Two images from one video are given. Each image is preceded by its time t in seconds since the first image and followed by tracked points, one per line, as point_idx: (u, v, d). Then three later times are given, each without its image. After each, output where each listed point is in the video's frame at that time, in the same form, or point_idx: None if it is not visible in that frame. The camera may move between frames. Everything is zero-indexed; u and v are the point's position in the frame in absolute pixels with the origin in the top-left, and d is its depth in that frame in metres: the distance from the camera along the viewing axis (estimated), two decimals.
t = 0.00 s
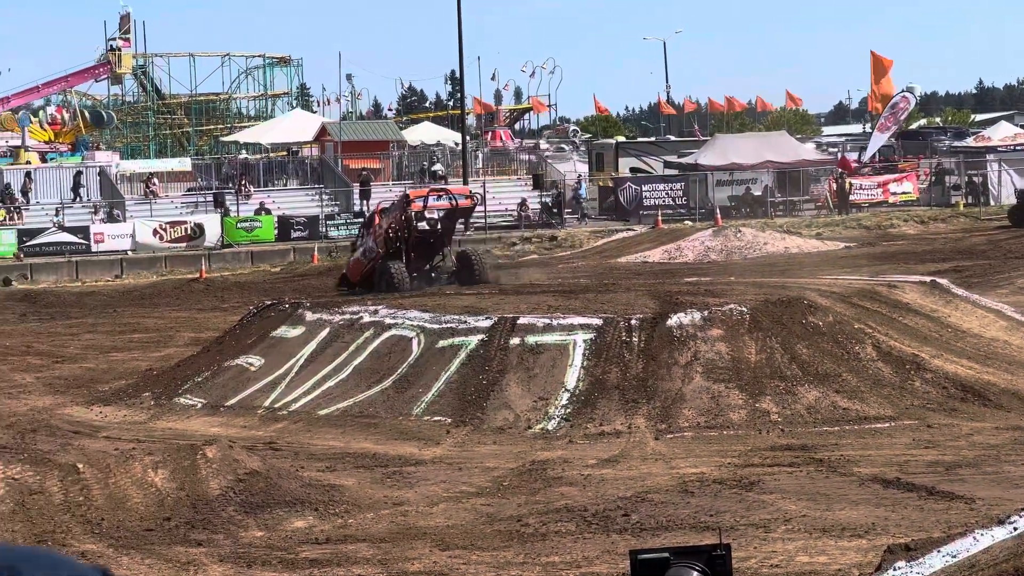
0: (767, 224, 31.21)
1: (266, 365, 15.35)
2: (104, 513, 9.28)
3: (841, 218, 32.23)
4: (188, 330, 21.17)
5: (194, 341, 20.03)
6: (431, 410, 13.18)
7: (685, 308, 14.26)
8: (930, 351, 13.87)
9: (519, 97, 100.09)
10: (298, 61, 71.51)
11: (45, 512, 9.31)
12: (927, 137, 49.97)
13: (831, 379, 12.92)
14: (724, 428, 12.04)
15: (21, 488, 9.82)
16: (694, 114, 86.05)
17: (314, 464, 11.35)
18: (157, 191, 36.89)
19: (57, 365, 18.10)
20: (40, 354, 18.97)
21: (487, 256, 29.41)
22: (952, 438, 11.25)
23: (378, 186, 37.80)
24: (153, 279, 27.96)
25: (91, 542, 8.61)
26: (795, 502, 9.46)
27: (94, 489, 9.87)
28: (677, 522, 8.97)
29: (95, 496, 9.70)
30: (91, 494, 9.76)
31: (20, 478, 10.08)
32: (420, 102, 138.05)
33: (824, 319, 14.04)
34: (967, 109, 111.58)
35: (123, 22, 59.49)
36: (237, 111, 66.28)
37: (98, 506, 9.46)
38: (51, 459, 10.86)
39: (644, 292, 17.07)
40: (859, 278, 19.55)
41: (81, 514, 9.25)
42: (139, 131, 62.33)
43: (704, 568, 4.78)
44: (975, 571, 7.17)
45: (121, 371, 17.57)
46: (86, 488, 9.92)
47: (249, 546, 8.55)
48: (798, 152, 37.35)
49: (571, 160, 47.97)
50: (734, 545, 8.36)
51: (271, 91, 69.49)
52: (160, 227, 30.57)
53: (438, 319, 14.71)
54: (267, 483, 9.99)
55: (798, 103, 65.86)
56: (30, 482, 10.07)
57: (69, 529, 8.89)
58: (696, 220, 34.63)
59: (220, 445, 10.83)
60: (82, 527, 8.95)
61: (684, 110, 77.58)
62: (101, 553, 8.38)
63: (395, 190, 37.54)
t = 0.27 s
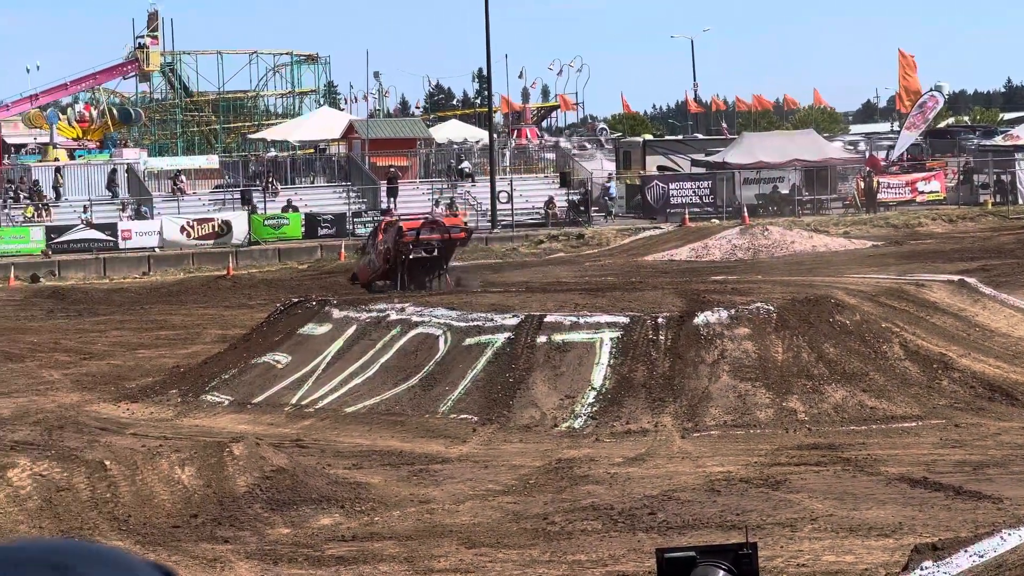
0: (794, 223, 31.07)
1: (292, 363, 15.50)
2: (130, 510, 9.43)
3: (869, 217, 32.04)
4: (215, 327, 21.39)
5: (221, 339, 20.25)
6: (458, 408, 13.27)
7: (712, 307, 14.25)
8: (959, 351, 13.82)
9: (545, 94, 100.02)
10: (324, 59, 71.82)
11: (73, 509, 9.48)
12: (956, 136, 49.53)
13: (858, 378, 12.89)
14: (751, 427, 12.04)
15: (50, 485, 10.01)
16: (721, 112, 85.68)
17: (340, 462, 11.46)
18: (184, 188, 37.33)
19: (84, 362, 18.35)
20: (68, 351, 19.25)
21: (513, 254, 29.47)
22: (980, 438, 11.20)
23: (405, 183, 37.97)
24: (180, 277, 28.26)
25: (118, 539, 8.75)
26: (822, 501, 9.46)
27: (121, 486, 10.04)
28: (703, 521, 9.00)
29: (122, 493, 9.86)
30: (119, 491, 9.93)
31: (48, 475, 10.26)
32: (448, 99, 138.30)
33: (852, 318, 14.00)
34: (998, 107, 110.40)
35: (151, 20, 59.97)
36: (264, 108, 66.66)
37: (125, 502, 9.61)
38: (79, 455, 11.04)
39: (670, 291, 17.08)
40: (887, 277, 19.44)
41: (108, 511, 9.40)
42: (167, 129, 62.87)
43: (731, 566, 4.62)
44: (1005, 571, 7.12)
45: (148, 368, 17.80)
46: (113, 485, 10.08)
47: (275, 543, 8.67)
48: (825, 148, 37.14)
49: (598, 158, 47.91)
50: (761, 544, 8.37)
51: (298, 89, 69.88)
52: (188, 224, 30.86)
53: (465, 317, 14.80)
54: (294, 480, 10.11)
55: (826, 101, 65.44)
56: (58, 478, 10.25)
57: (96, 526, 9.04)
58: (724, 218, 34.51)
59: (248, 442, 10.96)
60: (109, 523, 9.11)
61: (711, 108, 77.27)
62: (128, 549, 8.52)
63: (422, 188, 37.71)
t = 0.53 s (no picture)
0: (812, 221, 31.00)
1: (311, 360, 15.62)
2: (149, 507, 9.55)
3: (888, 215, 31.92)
4: (233, 325, 21.55)
5: (238, 336, 20.41)
6: (476, 406, 13.35)
7: (730, 305, 14.26)
8: (978, 349, 13.80)
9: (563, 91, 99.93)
10: (343, 56, 72.01)
11: (91, 505, 9.61)
12: (976, 134, 49.29)
13: (877, 377, 12.88)
14: (769, 425, 12.06)
15: (68, 481, 10.15)
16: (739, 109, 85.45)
17: (359, 459, 11.56)
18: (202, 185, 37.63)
19: (103, 358, 18.54)
20: (87, 348, 19.44)
21: (530, 252, 29.53)
22: (999, 437, 11.18)
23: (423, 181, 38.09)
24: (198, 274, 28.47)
25: (137, 535, 8.87)
26: (840, 500, 9.48)
27: (139, 483, 10.17)
28: (720, 519, 9.03)
29: (141, 490, 10.00)
30: (137, 488, 10.06)
31: (67, 472, 10.41)
32: (466, 96, 138.40)
33: (871, 317, 13.98)
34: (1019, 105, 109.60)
35: (171, 17, 60.29)
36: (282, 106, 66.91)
37: (143, 500, 9.74)
38: (97, 452, 11.19)
39: (688, 289, 17.10)
40: (905, 276, 19.38)
41: (126, 508, 9.53)
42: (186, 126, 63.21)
43: (750, 564, 4.64)
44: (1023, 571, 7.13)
45: (166, 365, 17.97)
46: (131, 482, 10.22)
47: (293, 541, 8.77)
48: (843, 146, 37.05)
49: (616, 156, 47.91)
50: (778, 543, 8.40)
51: (316, 87, 70.09)
52: (206, 222, 31.10)
53: (483, 316, 14.88)
54: (312, 477, 10.21)
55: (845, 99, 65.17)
56: (77, 475, 10.40)
57: (115, 523, 9.17)
58: (742, 216, 34.44)
59: (265, 440, 11.08)
60: (128, 520, 9.24)
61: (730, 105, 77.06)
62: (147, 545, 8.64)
63: (441, 186, 37.82)
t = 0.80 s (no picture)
0: (819, 219, 30.98)
1: (318, 357, 15.67)
2: (155, 505, 9.61)
3: (895, 214, 31.87)
4: (239, 322, 21.62)
5: (245, 333, 20.48)
6: (482, 403, 13.38)
7: (737, 304, 14.28)
8: (984, 348, 13.81)
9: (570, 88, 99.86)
10: (349, 55, 72.07)
11: (97, 503, 9.67)
12: (984, 133, 49.19)
13: (884, 375, 12.89)
14: (776, 424, 12.08)
15: (74, 479, 10.20)
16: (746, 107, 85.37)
17: (365, 457, 11.61)
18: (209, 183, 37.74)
19: (110, 356, 18.61)
20: (94, 346, 19.51)
21: (536, 250, 29.56)
22: (1005, 436, 11.18)
23: (430, 179, 38.15)
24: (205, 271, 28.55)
25: (143, 533, 8.92)
26: (846, 498, 9.49)
27: (145, 480, 10.22)
28: (727, 517, 9.05)
29: (146, 488, 10.05)
30: (143, 485, 10.11)
31: (73, 470, 10.46)
32: (472, 94, 138.36)
33: (877, 315, 13.98)
34: None
35: (178, 15, 60.37)
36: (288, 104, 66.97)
37: (149, 497, 9.79)
38: (104, 450, 11.25)
39: (695, 287, 17.12)
40: (911, 274, 19.37)
41: (132, 505, 9.58)
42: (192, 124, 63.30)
43: (755, 563, 4.65)
44: None
45: (172, 363, 18.04)
46: (137, 479, 10.27)
47: (299, 538, 8.81)
48: (849, 143, 37.10)
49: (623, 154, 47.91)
50: (785, 541, 8.41)
51: (323, 84, 70.14)
52: (213, 219, 31.14)
53: (490, 314, 14.92)
54: (318, 475, 10.25)
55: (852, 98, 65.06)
56: (84, 472, 10.46)
57: (121, 520, 9.22)
58: (749, 215, 34.42)
59: (272, 437, 11.13)
60: (134, 518, 9.29)
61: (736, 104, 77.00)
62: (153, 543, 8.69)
63: (447, 184, 37.87)
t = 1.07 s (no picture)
0: (816, 218, 30.99)
1: (314, 355, 15.64)
2: (151, 503, 9.58)
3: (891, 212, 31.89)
4: (236, 320, 21.59)
5: (241, 331, 20.46)
6: (479, 401, 13.37)
7: (733, 302, 14.27)
8: (980, 346, 13.82)
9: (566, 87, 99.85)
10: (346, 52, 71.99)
11: (93, 501, 9.64)
12: (980, 132, 49.25)
13: (880, 374, 12.89)
14: (772, 422, 12.07)
15: (70, 477, 10.17)
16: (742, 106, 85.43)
17: (362, 455, 11.59)
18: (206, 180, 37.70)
19: (105, 354, 18.57)
20: (90, 343, 19.47)
21: (532, 248, 29.55)
22: (1001, 434, 11.18)
23: (426, 178, 38.12)
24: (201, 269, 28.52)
25: (139, 531, 8.90)
26: (842, 496, 9.49)
27: (141, 479, 10.19)
28: (723, 516, 9.04)
29: (142, 486, 10.02)
30: (139, 483, 10.08)
31: (69, 467, 10.43)
32: (469, 93, 138.20)
33: (873, 314, 13.98)
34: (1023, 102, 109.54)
35: (174, 12, 60.27)
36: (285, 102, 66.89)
37: (145, 495, 9.77)
38: (100, 447, 11.22)
39: (692, 286, 17.12)
40: (907, 272, 19.39)
41: (128, 503, 9.55)
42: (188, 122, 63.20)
43: (751, 561, 4.65)
44: None
45: (168, 360, 18.00)
46: (133, 477, 10.24)
47: (295, 536, 8.79)
48: (845, 141, 37.09)
49: (620, 152, 47.90)
50: (781, 539, 8.41)
51: (320, 82, 70.04)
52: (210, 217, 31.07)
53: (486, 312, 14.91)
54: (314, 473, 10.23)
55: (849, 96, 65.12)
56: (79, 470, 10.42)
57: (117, 518, 9.20)
58: (745, 213, 34.43)
59: (268, 435, 11.10)
60: (130, 516, 9.26)
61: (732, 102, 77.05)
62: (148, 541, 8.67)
63: (444, 182, 37.85)
